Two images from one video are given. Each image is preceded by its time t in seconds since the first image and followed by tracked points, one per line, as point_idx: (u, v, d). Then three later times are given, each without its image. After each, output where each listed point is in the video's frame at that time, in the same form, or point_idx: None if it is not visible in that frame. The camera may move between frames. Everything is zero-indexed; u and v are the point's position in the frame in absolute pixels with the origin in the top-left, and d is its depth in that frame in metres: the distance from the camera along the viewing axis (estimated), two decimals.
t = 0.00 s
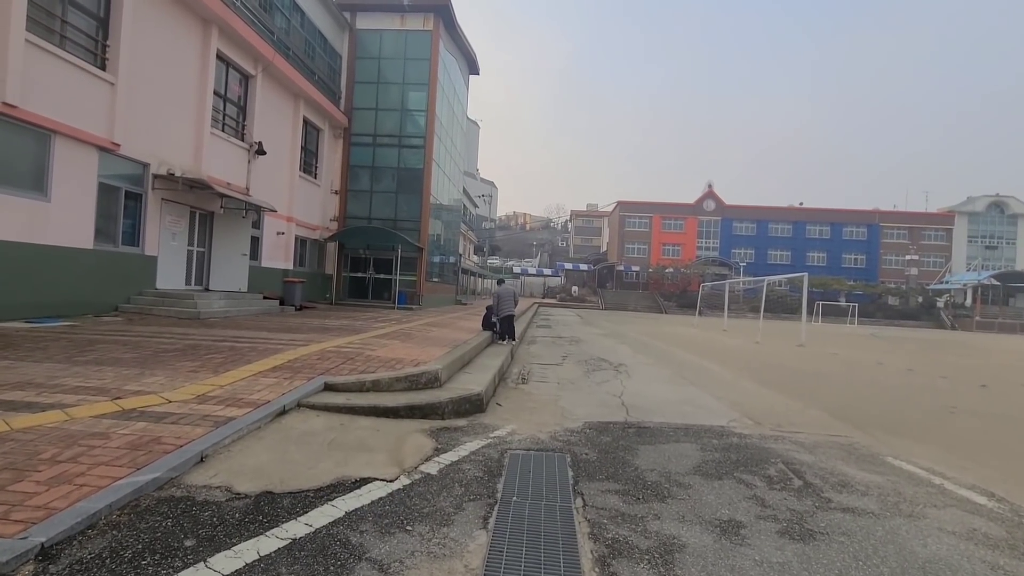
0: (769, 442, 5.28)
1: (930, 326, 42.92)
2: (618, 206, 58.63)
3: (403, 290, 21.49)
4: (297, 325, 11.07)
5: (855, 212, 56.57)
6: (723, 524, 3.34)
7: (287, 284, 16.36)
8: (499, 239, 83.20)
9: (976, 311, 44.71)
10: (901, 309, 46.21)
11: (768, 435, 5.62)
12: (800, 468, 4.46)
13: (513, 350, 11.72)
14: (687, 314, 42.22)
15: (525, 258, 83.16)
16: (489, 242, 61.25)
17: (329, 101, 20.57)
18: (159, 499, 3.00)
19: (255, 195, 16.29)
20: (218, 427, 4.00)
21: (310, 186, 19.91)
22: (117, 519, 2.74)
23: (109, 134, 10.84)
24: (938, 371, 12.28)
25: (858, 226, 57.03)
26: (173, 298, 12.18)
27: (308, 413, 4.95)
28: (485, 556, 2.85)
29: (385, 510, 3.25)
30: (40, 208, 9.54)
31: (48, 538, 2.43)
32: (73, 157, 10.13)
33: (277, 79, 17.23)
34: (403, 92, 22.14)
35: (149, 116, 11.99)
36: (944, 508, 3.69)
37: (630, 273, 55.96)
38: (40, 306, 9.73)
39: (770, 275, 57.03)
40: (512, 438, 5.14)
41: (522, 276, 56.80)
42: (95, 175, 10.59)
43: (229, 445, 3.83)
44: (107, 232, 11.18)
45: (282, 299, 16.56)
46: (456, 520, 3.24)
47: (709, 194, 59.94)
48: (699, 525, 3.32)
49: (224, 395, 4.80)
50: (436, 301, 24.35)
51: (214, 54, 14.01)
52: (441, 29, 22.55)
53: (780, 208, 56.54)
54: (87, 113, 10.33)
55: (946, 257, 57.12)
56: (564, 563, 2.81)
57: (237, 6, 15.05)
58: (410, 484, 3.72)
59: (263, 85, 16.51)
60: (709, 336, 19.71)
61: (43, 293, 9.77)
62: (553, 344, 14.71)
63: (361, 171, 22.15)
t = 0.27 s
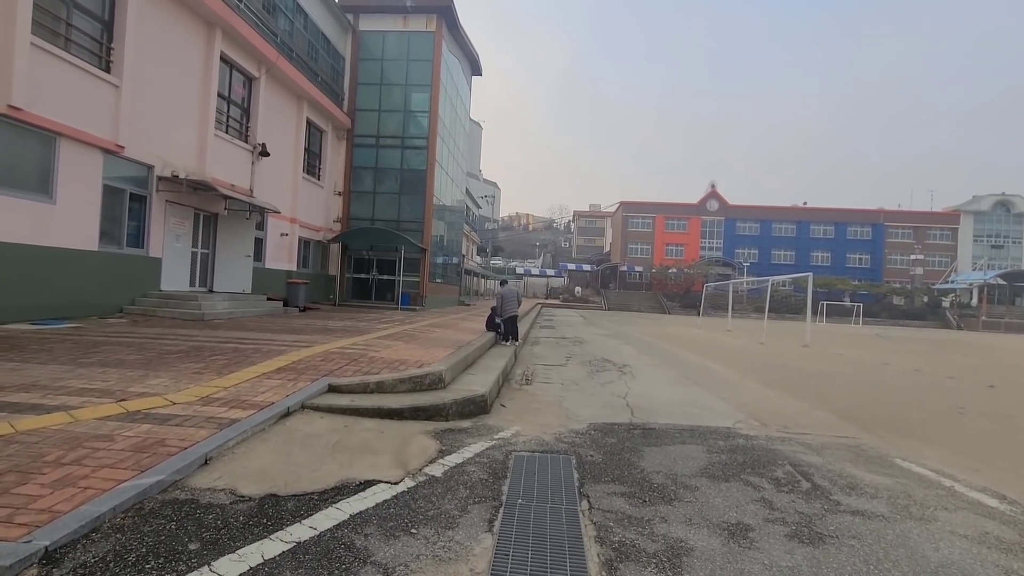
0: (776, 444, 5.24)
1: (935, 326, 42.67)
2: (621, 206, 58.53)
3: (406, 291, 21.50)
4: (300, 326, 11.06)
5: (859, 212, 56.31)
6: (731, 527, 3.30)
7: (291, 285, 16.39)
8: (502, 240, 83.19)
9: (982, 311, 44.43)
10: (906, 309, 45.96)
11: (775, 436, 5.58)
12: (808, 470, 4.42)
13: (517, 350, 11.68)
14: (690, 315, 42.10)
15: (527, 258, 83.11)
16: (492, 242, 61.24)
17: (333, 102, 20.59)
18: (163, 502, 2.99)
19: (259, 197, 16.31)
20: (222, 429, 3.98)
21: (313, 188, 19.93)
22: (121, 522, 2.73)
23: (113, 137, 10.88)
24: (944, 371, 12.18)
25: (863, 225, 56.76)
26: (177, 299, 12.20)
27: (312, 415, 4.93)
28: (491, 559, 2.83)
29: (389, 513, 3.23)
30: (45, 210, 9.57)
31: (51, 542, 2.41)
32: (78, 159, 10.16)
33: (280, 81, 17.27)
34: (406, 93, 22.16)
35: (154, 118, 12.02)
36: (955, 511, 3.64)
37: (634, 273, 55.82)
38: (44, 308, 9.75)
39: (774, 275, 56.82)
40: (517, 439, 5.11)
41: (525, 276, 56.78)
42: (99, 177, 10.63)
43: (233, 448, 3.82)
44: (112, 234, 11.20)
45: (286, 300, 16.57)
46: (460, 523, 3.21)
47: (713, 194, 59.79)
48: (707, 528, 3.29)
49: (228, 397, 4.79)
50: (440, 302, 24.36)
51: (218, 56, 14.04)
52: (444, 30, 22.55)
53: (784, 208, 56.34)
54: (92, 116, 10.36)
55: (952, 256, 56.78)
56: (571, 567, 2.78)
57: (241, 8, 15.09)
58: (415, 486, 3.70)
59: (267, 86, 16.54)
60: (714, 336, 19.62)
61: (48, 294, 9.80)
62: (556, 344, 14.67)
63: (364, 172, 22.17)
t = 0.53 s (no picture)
0: (778, 444, 5.22)
1: (935, 325, 42.64)
2: (622, 206, 58.50)
3: (407, 291, 21.49)
4: (301, 327, 11.05)
5: (859, 211, 56.27)
6: (734, 527, 3.29)
7: (291, 285, 16.39)
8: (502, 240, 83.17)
9: (983, 310, 44.41)
10: (906, 308, 45.93)
11: (777, 436, 5.56)
12: (811, 470, 4.40)
13: (517, 350, 11.66)
14: (690, 314, 42.06)
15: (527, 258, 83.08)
16: (492, 242, 61.26)
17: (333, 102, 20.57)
18: (164, 504, 2.98)
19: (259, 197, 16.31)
20: (223, 430, 3.97)
21: (313, 188, 19.92)
22: (122, 524, 2.71)
23: (114, 137, 10.87)
24: (945, 370, 12.15)
25: (863, 224, 56.71)
26: (178, 300, 12.19)
27: (313, 416, 4.91)
28: (494, 560, 2.81)
29: (391, 514, 3.21)
30: (46, 210, 9.55)
31: (52, 544, 2.40)
32: (79, 159, 10.15)
33: (280, 81, 17.25)
34: (406, 93, 22.14)
35: (154, 118, 12.01)
36: (959, 511, 3.62)
37: (634, 273, 55.76)
38: (45, 309, 9.74)
39: (774, 274, 56.79)
40: (518, 440, 5.10)
41: (525, 276, 56.78)
42: (100, 178, 10.61)
43: (233, 449, 3.81)
44: (112, 235, 11.19)
45: (286, 300, 16.57)
46: (462, 524, 3.20)
47: (713, 194, 59.75)
48: (710, 528, 3.27)
49: (229, 398, 4.78)
50: (440, 302, 24.35)
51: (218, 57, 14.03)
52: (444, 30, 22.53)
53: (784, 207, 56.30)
54: (92, 116, 10.35)
55: (952, 256, 56.76)
56: (574, 568, 2.77)
57: (241, 8, 15.07)
58: (416, 486, 3.69)
59: (267, 87, 16.53)
60: (714, 336, 19.60)
61: (49, 295, 9.78)
62: (557, 344, 14.66)
63: (364, 172, 22.16)
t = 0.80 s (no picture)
0: (762, 441, 5.29)
1: (914, 323, 43.56)
2: (608, 206, 58.82)
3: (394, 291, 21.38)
4: (286, 327, 10.94)
5: (840, 212, 57.27)
6: (720, 524, 3.33)
7: (276, 285, 16.20)
8: (489, 240, 83.18)
9: (959, 308, 45.47)
10: (885, 306, 46.86)
11: (762, 433, 5.64)
12: (794, 466, 4.47)
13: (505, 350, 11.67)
14: (676, 314, 42.45)
15: (514, 258, 83.13)
16: (480, 242, 61.23)
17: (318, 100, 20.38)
18: (146, 508, 2.93)
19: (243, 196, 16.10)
20: (207, 432, 3.92)
21: (299, 187, 19.72)
22: (102, 529, 2.66)
23: (94, 135, 10.65)
24: (922, 367, 12.44)
25: (843, 225, 57.73)
26: (160, 300, 11.98)
27: (299, 417, 4.87)
28: (482, 560, 2.82)
29: (378, 515, 3.20)
30: (23, 209, 9.33)
31: (29, 550, 2.35)
32: (57, 158, 9.93)
33: (265, 79, 17.06)
34: (393, 92, 22.01)
35: (135, 116, 11.81)
36: (937, 505, 3.71)
37: (620, 272, 56.09)
38: (22, 309, 9.51)
39: (758, 274, 57.54)
40: (506, 439, 5.11)
41: (512, 276, 56.81)
42: (79, 176, 10.39)
43: (217, 451, 3.76)
44: (92, 234, 10.96)
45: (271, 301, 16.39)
46: (450, 524, 3.19)
47: (698, 194, 60.34)
48: (696, 525, 3.31)
49: (213, 399, 4.72)
50: (428, 302, 24.26)
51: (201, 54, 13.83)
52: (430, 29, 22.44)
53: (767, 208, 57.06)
54: (71, 113, 10.14)
55: (929, 255, 58.02)
56: (562, 567, 2.78)
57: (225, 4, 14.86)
58: (404, 487, 3.67)
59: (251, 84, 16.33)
60: (700, 335, 19.82)
61: (26, 295, 9.56)
62: (544, 344, 14.69)
63: (351, 171, 21.99)
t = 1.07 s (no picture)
0: (726, 435, 5.46)
1: (866, 320, 45.61)
2: (577, 206, 59.40)
3: (362, 291, 21.07)
4: (250, 329, 10.65)
5: (798, 214, 59.42)
6: (684, 517, 3.42)
7: (239, 286, 15.74)
8: (459, 239, 82.82)
9: (907, 306, 47.86)
10: (840, 304, 48.91)
11: (724, 428, 5.82)
12: (754, 459, 4.64)
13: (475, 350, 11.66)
14: (643, 313, 43.24)
15: (485, 258, 83.02)
16: (450, 241, 60.85)
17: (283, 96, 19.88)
18: (99, 518, 2.81)
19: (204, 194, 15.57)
20: (166, 439, 3.78)
21: (263, 185, 19.20)
22: (52, 543, 2.55)
23: (41, 128, 10.11)
24: (872, 362, 13.05)
25: (801, 226, 59.93)
26: (114, 301, 11.49)
27: (264, 421, 4.76)
28: (452, 560, 2.82)
29: (346, 519, 3.16)
30: None
31: None
32: None
33: (227, 73, 16.54)
34: (360, 89, 21.68)
35: (87, 109, 11.26)
36: (886, 492, 3.91)
37: (589, 272, 56.76)
38: None
39: (722, 273, 59.17)
40: (476, 439, 5.12)
41: (482, 276, 56.73)
42: (24, 172, 9.85)
43: (176, 457, 3.64)
44: (39, 232, 10.41)
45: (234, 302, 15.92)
46: (420, 525, 3.18)
47: (664, 195, 61.57)
48: (661, 519, 3.39)
49: (172, 404, 4.56)
50: (397, 302, 24.00)
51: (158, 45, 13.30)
52: (399, 27, 22.20)
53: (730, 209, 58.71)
54: (15, 105, 9.60)
55: (880, 256, 60.84)
56: (531, 564, 2.81)
57: None
58: (372, 490, 3.64)
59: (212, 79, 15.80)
60: (666, 333, 20.24)
61: None
62: (514, 343, 14.75)
63: (317, 169, 21.54)
